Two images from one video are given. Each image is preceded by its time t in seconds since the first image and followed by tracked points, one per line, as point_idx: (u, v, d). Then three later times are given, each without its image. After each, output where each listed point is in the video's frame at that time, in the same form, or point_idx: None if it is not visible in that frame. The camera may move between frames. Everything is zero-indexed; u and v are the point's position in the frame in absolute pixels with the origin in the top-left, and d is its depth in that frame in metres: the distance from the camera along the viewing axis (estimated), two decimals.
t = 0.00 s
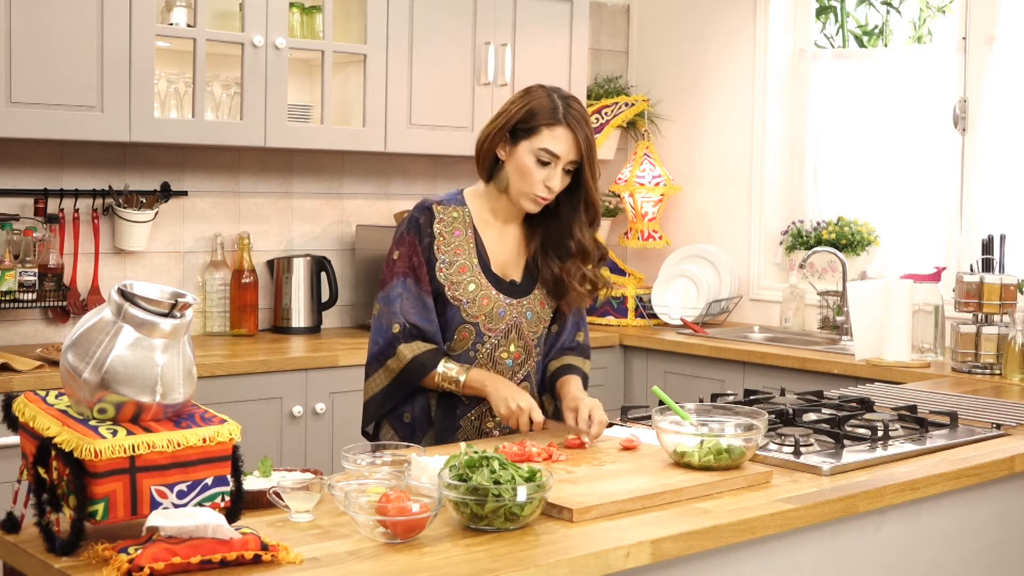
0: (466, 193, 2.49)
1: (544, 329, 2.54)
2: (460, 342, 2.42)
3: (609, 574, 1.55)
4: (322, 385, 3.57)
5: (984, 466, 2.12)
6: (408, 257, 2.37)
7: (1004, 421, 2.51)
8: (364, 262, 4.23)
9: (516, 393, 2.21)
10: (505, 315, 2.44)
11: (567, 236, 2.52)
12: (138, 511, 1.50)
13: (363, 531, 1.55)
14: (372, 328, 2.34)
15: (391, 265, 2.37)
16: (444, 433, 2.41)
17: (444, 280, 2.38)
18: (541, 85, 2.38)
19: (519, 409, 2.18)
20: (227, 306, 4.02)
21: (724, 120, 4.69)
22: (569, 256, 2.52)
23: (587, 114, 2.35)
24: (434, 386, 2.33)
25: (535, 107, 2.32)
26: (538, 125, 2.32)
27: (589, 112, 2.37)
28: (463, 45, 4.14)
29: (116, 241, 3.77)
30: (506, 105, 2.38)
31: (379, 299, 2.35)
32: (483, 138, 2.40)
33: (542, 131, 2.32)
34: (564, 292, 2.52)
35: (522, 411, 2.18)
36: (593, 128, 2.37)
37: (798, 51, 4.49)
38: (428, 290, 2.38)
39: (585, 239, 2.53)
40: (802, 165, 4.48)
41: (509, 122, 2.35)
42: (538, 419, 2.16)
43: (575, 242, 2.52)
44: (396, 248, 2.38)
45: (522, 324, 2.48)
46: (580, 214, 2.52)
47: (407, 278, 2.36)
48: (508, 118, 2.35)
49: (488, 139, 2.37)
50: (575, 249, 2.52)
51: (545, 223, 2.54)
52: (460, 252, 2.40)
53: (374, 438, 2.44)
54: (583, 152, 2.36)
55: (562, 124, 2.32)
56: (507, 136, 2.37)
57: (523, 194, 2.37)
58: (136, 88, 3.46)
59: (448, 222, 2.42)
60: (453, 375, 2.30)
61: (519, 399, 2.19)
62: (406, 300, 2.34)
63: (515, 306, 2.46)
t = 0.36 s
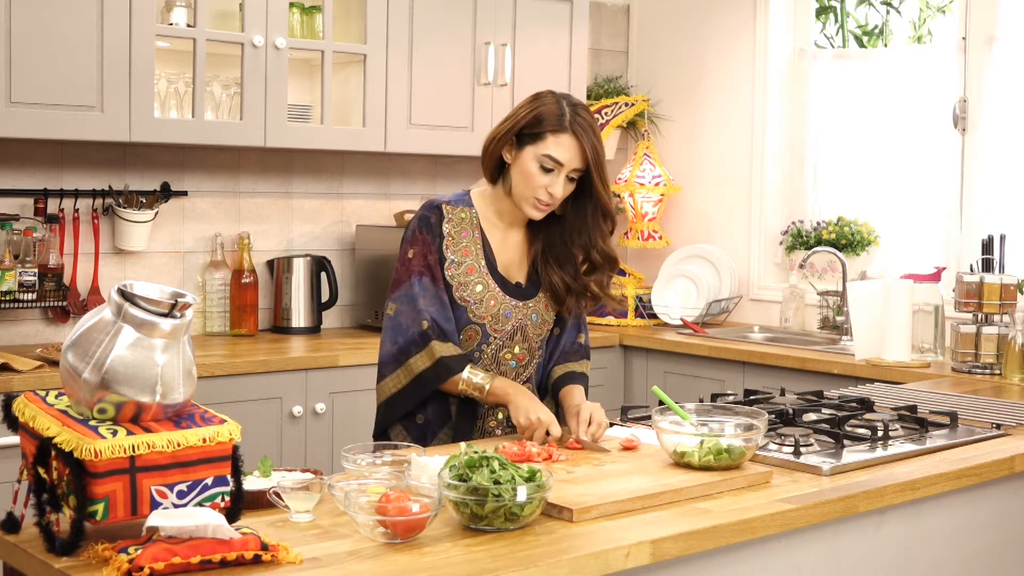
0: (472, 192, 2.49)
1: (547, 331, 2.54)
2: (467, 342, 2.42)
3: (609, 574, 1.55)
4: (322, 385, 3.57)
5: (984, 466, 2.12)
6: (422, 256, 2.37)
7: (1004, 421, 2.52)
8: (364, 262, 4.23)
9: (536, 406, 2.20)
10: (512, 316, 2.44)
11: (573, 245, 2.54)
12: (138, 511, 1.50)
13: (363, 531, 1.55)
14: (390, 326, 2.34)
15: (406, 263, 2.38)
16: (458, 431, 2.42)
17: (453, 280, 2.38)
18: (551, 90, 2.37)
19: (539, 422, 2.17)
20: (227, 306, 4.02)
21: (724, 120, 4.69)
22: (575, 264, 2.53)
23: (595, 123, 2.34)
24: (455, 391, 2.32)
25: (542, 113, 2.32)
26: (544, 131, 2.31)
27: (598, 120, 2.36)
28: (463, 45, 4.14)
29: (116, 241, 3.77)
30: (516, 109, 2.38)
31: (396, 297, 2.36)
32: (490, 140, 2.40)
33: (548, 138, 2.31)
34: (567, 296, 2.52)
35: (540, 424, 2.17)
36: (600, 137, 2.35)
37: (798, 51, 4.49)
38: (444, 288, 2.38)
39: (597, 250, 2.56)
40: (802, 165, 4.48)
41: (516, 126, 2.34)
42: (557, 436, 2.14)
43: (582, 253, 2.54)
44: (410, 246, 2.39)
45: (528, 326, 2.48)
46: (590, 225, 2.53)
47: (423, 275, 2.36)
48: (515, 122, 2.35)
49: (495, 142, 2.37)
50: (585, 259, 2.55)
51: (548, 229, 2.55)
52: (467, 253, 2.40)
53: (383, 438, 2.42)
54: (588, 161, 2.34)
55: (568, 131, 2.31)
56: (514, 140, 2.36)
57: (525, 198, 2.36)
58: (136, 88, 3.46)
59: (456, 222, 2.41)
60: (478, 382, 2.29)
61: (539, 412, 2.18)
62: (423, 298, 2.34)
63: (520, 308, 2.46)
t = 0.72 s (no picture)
0: (471, 190, 2.50)
1: (545, 330, 2.54)
2: (461, 340, 2.42)
3: (609, 574, 1.55)
4: (321, 385, 3.57)
5: (984, 466, 2.12)
6: (403, 255, 2.37)
7: (1004, 421, 2.51)
8: (364, 262, 4.23)
9: (500, 388, 2.24)
10: (506, 314, 2.44)
11: (571, 244, 2.52)
12: (138, 511, 1.50)
13: (363, 532, 1.55)
14: (364, 323, 2.34)
15: (388, 262, 2.38)
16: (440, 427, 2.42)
17: (444, 279, 2.39)
18: (550, 90, 2.37)
19: (500, 405, 2.21)
20: (227, 306, 4.02)
21: (724, 120, 4.69)
22: (572, 261, 2.52)
23: (592, 124, 2.33)
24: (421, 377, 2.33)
25: (539, 113, 2.31)
26: (540, 132, 2.31)
27: (595, 120, 2.35)
28: (463, 45, 4.14)
29: (116, 241, 3.77)
30: (514, 108, 2.38)
31: (375, 296, 2.36)
32: (488, 138, 2.40)
33: (544, 138, 2.31)
34: (565, 292, 2.53)
35: (502, 406, 2.21)
36: (597, 138, 2.35)
37: (798, 51, 4.49)
38: (422, 287, 2.38)
39: (589, 249, 2.53)
40: (802, 165, 4.47)
41: (513, 125, 2.34)
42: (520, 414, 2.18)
43: (579, 252, 2.52)
44: (395, 246, 2.39)
45: (523, 324, 2.48)
46: (584, 223, 2.51)
47: (401, 274, 2.36)
48: (512, 121, 2.35)
49: (493, 139, 2.38)
50: (579, 257, 2.52)
51: (547, 226, 2.55)
52: (462, 251, 2.40)
53: (372, 436, 2.41)
54: (583, 162, 2.34)
55: (564, 131, 2.31)
56: (510, 139, 2.36)
57: (521, 198, 2.36)
58: (136, 88, 3.46)
59: (451, 221, 2.42)
60: (438, 365, 2.29)
61: (501, 394, 2.22)
62: (398, 297, 2.33)
63: (515, 306, 2.46)
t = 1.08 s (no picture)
0: (471, 191, 2.50)
1: (547, 330, 2.54)
2: (468, 341, 2.42)
3: (609, 574, 1.55)
4: (322, 385, 3.57)
5: (984, 466, 2.12)
6: (421, 255, 2.37)
7: (1004, 421, 2.51)
8: (364, 262, 4.23)
9: (539, 405, 2.23)
10: (511, 316, 2.44)
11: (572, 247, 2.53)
12: (138, 511, 1.50)
13: (363, 532, 1.55)
14: (390, 326, 2.33)
15: (405, 263, 2.37)
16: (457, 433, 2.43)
17: (452, 279, 2.38)
18: (551, 92, 2.36)
19: (542, 421, 2.19)
20: (227, 306, 4.02)
21: (724, 121, 4.69)
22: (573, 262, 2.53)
23: (594, 127, 2.33)
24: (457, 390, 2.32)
25: (542, 116, 2.31)
26: (542, 135, 2.31)
27: (597, 122, 2.35)
28: (464, 45, 4.14)
29: (116, 241, 3.77)
30: (516, 110, 2.38)
31: (396, 298, 2.35)
32: (489, 140, 2.40)
33: (546, 141, 2.31)
34: (565, 294, 2.53)
35: (542, 423, 2.19)
36: (599, 140, 2.35)
37: (798, 51, 4.48)
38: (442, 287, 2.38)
39: (597, 251, 2.55)
40: (802, 165, 4.47)
41: (515, 128, 2.34)
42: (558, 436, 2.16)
43: (582, 254, 2.53)
44: (409, 246, 2.38)
45: (528, 325, 2.48)
46: (590, 225, 2.52)
47: (423, 275, 2.36)
48: (514, 123, 2.35)
49: (495, 142, 2.38)
50: (584, 259, 2.54)
51: (547, 227, 2.55)
52: (467, 252, 2.40)
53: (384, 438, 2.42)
54: (585, 164, 2.34)
55: (566, 135, 2.31)
56: (512, 141, 2.36)
57: (522, 199, 2.37)
58: (136, 88, 3.46)
59: (455, 222, 2.42)
60: (481, 381, 2.29)
61: (543, 411, 2.21)
62: (425, 297, 2.34)
63: (520, 307, 2.46)
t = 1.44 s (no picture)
0: (467, 190, 2.50)
1: (539, 330, 2.53)
2: (455, 339, 2.42)
3: (609, 574, 1.55)
4: (321, 385, 3.57)
5: (984, 466, 2.12)
6: (403, 253, 2.39)
7: (1004, 421, 2.51)
8: (364, 262, 4.23)
9: (498, 401, 2.24)
10: (500, 314, 2.45)
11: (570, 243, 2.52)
12: (138, 511, 1.50)
13: (363, 532, 1.55)
14: (364, 321, 2.35)
15: (387, 261, 2.39)
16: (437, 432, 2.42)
17: (440, 276, 2.40)
18: (547, 90, 2.36)
19: (498, 417, 2.20)
20: (227, 306, 4.02)
21: (724, 121, 4.69)
22: (570, 259, 2.53)
23: (590, 124, 2.33)
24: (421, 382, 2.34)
25: (538, 115, 2.31)
26: (539, 133, 2.31)
27: (593, 120, 2.35)
28: (464, 44, 4.14)
29: (116, 241, 3.77)
30: (511, 108, 2.37)
31: (374, 293, 2.36)
32: (486, 139, 2.40)
33: (543, 140, 2.31)
34: (561, 291, 2.52)
35: (498, 418, 2.20)
36: (595, 138, 2.35)
37: (798, 51, 4.48)
38: (421, 285, 2.39)
39: (593, 248, 2.54)
40: (802, 165, 4.47)
41: (511, 127, 2.34)
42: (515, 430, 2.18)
43: (578, 251, 2.53)
44: (394, 244, 2.40)
45: (517, 324, 2.48)
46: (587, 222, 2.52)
47: (401, 272, 2.37)
48: (511, 122, 2.34)
49: (491, 141, 2.38)
50: (581, 256, 2.53)
51: (544, 225, 2.54)
52: (457, 249, 2.42)
53: (366, 435, 2.42)
54: (582, 162, 2.34)
55: (563, 133, 2.30)
56: (509, 140, 2.36)
57: (520, 198, 2.37)
58: (136, 87, 3.46)
59: (448, 219, 2.43)
60: (440, 373, 2.32)
61: (500, 406, 2.22)
62: (399, 294, 2.34)
63: (510, 306, 2.46)
